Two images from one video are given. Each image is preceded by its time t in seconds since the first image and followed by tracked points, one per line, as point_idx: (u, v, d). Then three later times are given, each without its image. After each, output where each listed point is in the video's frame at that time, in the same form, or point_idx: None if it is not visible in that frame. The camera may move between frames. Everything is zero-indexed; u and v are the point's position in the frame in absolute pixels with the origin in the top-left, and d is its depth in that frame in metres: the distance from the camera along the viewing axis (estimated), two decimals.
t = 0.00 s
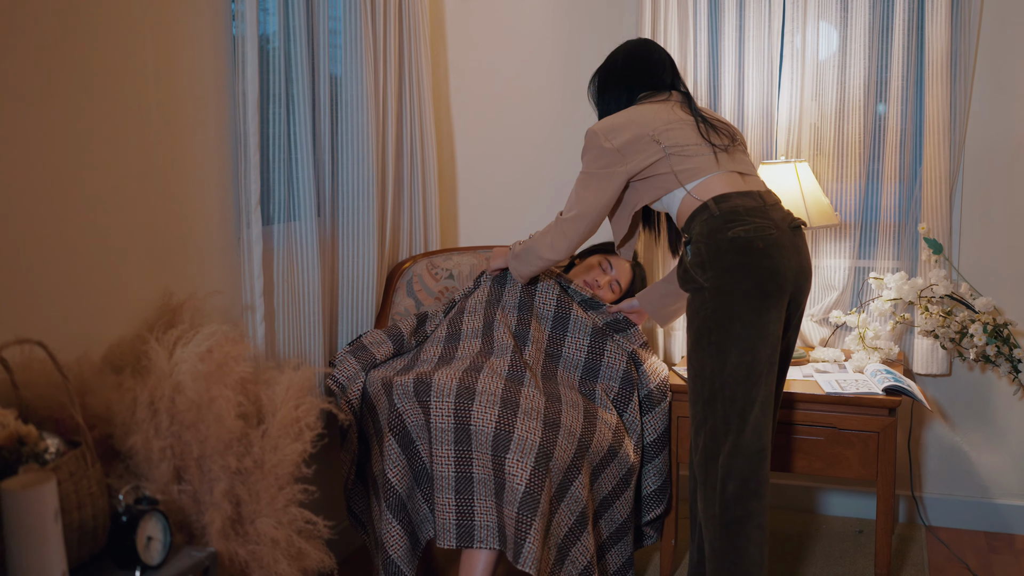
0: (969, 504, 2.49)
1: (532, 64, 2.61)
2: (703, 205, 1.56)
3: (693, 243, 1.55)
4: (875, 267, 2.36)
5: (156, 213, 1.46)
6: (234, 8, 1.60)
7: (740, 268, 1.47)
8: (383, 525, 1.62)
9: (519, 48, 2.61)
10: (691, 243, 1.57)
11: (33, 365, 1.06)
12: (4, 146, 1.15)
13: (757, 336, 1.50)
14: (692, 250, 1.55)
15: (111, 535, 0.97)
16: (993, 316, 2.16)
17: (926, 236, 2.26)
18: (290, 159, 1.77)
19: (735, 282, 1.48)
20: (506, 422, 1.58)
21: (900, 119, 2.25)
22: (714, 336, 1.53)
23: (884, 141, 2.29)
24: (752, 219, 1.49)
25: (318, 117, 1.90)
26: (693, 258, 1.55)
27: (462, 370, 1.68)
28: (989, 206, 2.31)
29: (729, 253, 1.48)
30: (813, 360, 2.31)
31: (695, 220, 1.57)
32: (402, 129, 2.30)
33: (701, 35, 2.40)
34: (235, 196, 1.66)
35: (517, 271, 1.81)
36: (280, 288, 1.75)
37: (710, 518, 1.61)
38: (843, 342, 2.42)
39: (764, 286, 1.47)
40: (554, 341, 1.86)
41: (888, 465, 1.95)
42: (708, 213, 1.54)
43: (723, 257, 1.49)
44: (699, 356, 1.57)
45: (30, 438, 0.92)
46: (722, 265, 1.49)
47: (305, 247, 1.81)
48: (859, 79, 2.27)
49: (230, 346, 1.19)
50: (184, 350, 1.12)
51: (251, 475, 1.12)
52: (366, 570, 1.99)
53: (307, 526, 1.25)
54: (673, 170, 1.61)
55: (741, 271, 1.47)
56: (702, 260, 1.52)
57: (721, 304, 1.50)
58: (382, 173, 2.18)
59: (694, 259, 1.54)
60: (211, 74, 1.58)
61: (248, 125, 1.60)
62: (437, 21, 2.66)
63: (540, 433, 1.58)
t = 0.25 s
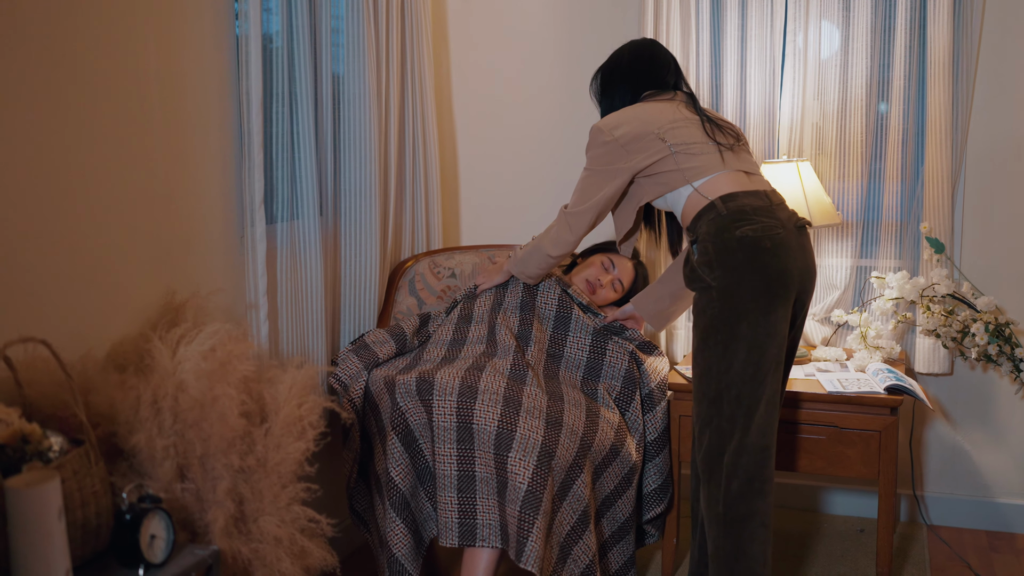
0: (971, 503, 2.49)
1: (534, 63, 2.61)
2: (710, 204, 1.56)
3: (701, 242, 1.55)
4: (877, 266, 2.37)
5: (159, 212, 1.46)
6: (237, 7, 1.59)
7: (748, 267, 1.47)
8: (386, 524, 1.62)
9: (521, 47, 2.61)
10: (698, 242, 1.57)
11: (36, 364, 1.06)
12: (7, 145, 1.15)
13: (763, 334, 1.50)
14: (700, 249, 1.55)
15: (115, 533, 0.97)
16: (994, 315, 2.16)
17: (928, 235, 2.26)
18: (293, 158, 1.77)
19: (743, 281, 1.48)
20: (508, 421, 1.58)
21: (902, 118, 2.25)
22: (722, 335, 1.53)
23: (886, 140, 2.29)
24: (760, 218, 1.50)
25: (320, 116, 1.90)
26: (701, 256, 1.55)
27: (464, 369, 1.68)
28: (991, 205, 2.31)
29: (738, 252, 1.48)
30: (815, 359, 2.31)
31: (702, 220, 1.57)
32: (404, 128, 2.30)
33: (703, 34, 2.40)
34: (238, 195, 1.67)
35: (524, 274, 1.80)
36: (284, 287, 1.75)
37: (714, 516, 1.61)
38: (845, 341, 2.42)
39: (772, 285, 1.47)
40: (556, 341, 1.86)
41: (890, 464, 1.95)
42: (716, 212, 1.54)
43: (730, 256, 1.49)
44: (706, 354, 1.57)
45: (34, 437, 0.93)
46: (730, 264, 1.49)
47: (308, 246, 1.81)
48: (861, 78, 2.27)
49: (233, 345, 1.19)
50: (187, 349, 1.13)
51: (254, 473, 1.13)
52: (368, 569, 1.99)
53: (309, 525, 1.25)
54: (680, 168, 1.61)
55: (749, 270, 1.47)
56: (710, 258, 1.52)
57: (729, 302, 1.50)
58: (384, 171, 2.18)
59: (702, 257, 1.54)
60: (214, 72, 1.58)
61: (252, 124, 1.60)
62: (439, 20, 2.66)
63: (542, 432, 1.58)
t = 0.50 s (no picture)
0: (972, 502, 2.49)
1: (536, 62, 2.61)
2: (720, 200, 1.56)
3: (710, 238, 1.54)
4: (878, 266, 2.37)
5: (162, 212, 1.46)
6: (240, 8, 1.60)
7: (758, 264, 1.47)
8: (388, 524, 1.63)
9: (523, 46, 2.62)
10: (706, 238, 1.56)
11: (39, 363, 1.06)
12: (10, 144, 1.15)
13: (770, 332, 1.50)
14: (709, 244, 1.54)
15: (119, 531, 0.97)
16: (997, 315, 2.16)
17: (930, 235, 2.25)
18: (296, 157, 1.77)
19: (753, 278, 1.47)
20: (510, 420, 1.58)
21: (903, 118, 2.25)
22: (729, 332, 1.52)
23: (888, 140, 2.29)
24: (771, 217, 1.50)
25: (323, 116, 1.91)
26: (710, 252, 1.54)
27: (466, 369, 1.68)
28: (993, 205, 2.30)
29: (749, 249, 1.48)
30: (817, 359, 2.31)
31: (712, 217, 1.56)
32: (406, 128, 2.30)
33: (705, 33, 2.40)
34: (240, 194, 1.67)
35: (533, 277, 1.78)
36: (286, 287, 1.75)
37: (717, 513, 1.61)
38: (847, 341, 2.42)
39: (782, 283, 1.47)
40: (557, 340, 1.85)
41: (892, 463, 1.96)
42: (727, 208, 1.53)
43: (741, 252, 1.48)
44: (712, 350, 1.56)
45: (37, 436, 0.93)
46: (740, 260, 1.48)
47: (310, 245, 1.81)
48: (862, 78, 2.27)
49: (236, 344, 1.19)
50: (189, 348, 1.13)
51: (257, 472, 1.13)
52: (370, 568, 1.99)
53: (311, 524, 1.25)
54: (689, 165, 1.61)
55: (760, 267, 1.47)
56: (720, 254, 1.51)
57: (738, 299, 1.49)
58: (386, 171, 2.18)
59: (711, 253, 1.53)
60: (217, 72, 1.58)
61: (255, 123, 1.60)
62: (440, 19, 2.66)
63: (544, 431, 1.58)
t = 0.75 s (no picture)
0: (973, 501, 2.49)
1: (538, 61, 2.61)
2: (740, 193, 1.53)
3: (726, 229, 1.51)
4: (879, 265, 2.38)
5: (165, 210, 1.46)
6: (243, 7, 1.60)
7: (780, 258, 1.46)
8: (390, 522, 1.62)
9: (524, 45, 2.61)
10: (721, 230, 1.53)
11: (43, 361, 1.06)
12: (14, 142, 1.16)
13: (785, 327, 1.49)
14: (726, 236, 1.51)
15: (124, 528, 0.97)
16: (999, 315, 2.14)
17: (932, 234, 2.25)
18: (300, 156, 1.77)
19: (773, 272, 1.46)
20: (513, 419, 1.58)
21: (905, 117, 2.25)
22: (746, 326, 1.50)
23: (890, 139, 2.29)
24: (789, 212, 1.49)
25: (325, 115, 1.91)
26: (727, 244, 1.51)
27: (468, 368, 1.68)
28: (995, 204, 2.30)
29: (770, 243, 1.46)
30: (819, 358, 2.31)
31: (729, 209, 1.53)
32: (408, 127, 2.30)
33: (707, 33, 2.40)
34: (244, 193, 1.67)
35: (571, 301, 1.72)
36: (290, 285, 1.75)
37: (729, 507, 1.60)
38: (848, 340, 2.42)
39: (799, 279, 1.47)
40: (560, 339, 1.85)
41: (893, 462, 1.96)
42: (746, 201, 1.51)
43: (764, 246, 1.46)
44: (726, 344, 1.53)
45: (42, 433, 0.93)
46: (760, 254, 1.46)
47: (314, 244, 1.81)
48: (864, 77, 2.26)
49: (239, 342, 1.19)
50: (193, 346, 1.13)
51: (260, 470, 1.13)
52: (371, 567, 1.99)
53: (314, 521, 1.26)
54: (707, 156, 1.56)
55: (780, 262, 1.46)
56: (740, 248, 1.48)
57: (757, 293, 1.47)
58: (388, 170, 2.19)
59: (728, 245, 1.50)
60: (221, 71, 1.58)
61: (258, 122, 1.60)
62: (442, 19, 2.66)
63: (546, 430, 1.58)
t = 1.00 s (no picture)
0: (974, 501, 2.49)
1: (540, 61, 2.61)
2: (760, 190, 1.52)
3: (746, 226, 1.50)
4: (881, 265, 2.37)
5: (169, 210, 1.46)
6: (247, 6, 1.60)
7: (801, 257, 1.47)
8: (392, 521, 1.63)
9: (526, 45, 2.61)
10: (739, 226, 1.52)
11: (47, 359, 1.06)
12: (18, 141, 1.16)
13: (803, 325, 1.50)
14: (747, 233, 1.50)
15: (128, 525, 0.97)
16: (999, 315, 2.15)
17: (933, 234, 2.26)
18: (303, 155, 1.78)
19: (795, 271, 1.47)
20: (516, 418, 1.58)
21: (907, 117, 2.25)
22: (767, 325, 1.50)
23: (892, 140, 2.29)
24: (808, 212, 1.50)
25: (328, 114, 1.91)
26: (747, 242, 1.50)
27: (471, 367, 1.68)
28: (997, 205, 2.30)
29: (793, 242, 1.47)
30: (820, 359, 2.31)
31: (749, 206, 1.52)
32: (410, 127, 2.30)
33: (709, 33, 2.40)
34: (247, 192, 1.67)
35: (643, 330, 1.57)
36: (293, 284, 1.75)
37: (750, 507, 1.59)
38: (850, 340, 2.42)
39: (818, 277, 1.49)
40: (562, 338, 1.85)
41: (895, 463, 1.95)
42: (767, 199, 1.50)
43: (786, 244, 1.47)
44: (746, 343, 1.52)
45: (46, 432, 0.94)
46: (783, 252, 1.46)
47: (317, 243, 1.81)
48: (866, 78, 2.26)
49: (242, 340, 1.19)
50: (196, 345, 1.13)
51: (264, 469, 1.13)
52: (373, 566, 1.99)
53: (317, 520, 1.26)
54: (730, 149, 1.54)
55: (802, 261, 1.47)
56: (761, 246, 1.48)
57: (779, 291, 1.47)
58: (391, 170, 2.19)
59: (748, 242, 1.49)
60: (224, 69, 1.59)
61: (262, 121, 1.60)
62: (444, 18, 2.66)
63: (549, 429, 1.58)
